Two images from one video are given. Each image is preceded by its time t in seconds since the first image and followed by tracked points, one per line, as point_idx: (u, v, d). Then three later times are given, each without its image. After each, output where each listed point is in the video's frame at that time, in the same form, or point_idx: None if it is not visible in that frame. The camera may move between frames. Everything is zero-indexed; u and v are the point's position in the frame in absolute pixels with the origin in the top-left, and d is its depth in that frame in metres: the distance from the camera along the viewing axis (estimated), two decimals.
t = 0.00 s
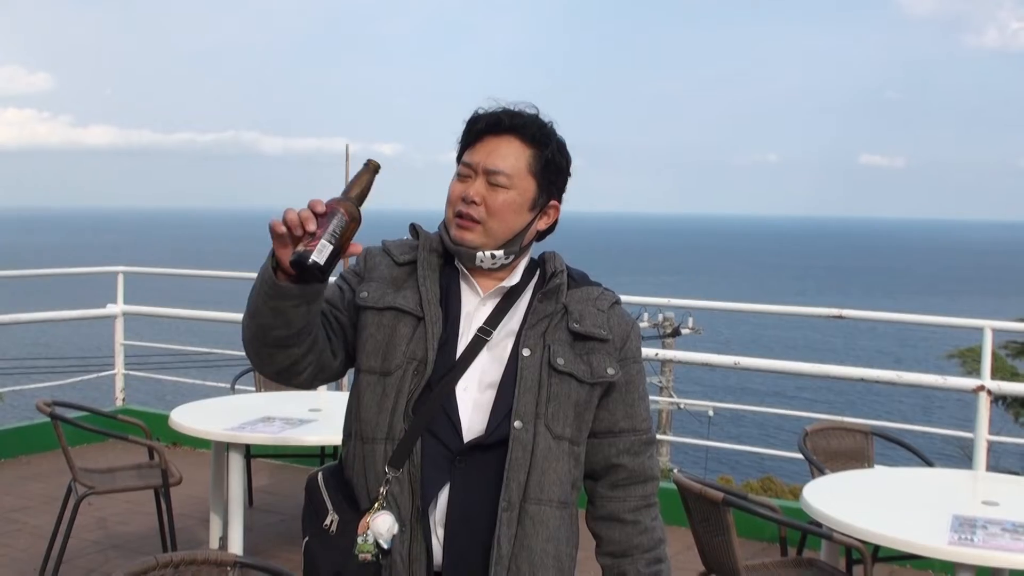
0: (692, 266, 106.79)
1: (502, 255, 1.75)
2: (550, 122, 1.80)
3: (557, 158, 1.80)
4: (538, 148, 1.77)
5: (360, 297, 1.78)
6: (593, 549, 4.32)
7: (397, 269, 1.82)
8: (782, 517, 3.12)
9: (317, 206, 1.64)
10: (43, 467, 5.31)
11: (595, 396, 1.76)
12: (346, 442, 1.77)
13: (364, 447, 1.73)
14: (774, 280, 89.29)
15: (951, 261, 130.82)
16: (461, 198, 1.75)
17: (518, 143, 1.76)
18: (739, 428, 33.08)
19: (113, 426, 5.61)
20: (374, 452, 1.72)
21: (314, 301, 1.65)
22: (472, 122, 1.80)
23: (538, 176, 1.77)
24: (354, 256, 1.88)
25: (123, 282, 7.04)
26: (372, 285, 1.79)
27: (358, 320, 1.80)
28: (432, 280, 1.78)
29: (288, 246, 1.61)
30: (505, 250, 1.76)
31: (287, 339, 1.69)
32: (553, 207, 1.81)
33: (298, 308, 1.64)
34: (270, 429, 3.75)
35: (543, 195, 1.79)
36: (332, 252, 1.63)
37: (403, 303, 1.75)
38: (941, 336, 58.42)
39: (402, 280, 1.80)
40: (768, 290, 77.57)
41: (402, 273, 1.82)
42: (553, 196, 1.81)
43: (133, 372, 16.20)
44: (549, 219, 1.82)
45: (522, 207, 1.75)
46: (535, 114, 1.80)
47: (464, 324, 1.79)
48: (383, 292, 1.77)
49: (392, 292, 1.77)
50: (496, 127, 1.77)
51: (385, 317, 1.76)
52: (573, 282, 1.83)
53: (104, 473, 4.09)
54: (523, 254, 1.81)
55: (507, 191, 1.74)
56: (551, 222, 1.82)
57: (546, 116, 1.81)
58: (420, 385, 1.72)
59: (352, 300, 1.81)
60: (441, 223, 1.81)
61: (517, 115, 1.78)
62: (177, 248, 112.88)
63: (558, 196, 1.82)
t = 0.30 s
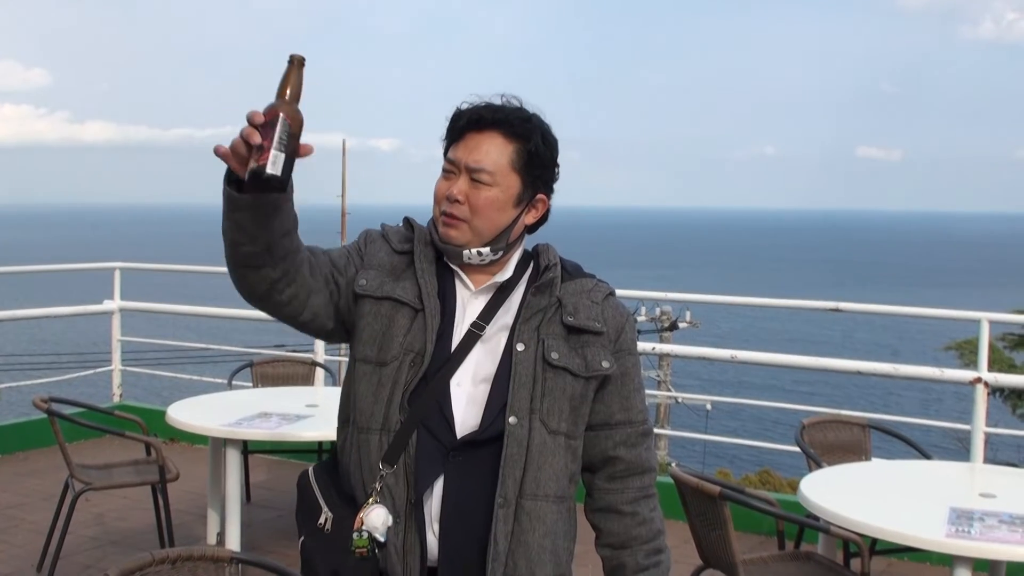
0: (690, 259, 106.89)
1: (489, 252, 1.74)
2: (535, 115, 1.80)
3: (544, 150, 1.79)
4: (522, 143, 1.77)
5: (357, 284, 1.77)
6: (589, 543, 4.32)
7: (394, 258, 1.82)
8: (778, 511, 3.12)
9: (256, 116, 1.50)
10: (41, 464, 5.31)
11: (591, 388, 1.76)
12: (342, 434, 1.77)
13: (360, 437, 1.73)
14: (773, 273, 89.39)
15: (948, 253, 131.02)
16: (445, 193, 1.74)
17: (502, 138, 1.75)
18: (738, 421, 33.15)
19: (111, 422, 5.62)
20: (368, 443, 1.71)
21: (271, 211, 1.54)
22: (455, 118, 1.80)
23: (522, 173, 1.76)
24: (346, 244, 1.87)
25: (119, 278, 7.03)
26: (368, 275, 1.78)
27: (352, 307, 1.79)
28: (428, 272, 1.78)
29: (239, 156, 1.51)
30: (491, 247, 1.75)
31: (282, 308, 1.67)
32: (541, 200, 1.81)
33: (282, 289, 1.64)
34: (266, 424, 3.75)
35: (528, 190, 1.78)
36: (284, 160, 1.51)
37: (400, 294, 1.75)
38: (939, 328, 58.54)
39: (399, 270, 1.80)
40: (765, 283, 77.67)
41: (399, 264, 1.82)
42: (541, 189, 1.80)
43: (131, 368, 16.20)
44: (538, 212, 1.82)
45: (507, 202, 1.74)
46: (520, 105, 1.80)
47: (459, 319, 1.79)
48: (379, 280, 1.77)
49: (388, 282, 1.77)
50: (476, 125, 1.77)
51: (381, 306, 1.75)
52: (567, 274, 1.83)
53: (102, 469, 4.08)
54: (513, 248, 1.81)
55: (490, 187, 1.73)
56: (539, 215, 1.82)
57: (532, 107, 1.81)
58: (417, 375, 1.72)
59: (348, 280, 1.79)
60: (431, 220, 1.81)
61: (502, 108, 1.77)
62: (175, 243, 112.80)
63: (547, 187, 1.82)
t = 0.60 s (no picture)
0: (690, 258, 106.95)
1: (485, 251, 1.75)
2: (532, 115, 1.81)
3: (541, 146, 1.79)
4: (519, 141, 1.77)
5: (357, 281, 1.78)
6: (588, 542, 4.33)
7: (393, 254, 1.83)
8: (778, 508, 3.12)
9: (217, 106, 1.50)
10: (41, 464, 5.32)
11: (588, 390, 1.77)
12: (341, 432, 1.78)
13: (356, 435, 1.74)
14: (774, 271, 89.42)
15: (948, 250, 131.07)
16: (441, 195, 1.74)
17: (498, 138, 1.76)
18: (739, 419, 33.18)
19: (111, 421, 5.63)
20: (367, 440, 1.72)
21: (249, 200, 1.54)
22: (452, 119, 1.81)
23: (519, 170, 1.77)
24: (345, 241, 1.89)
25: (119, 277, 7.03)
26: (369, 271, 1.79)
27: (354, 301, 1.80)
28: (428, 270, 1.79)
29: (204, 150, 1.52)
30: (488, 245, 1.75)
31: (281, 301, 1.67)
32: (538, 200, 1.82)
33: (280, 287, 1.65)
34: (267, 425, 3.75)
35: (523, 190, 1.78)
36: (247, 149, 1.50)
37: (400, 290, 1.76)
38: (939, 325, 58.57)
39: (397, 267, 1.81)
40: (767, 281, 77.67)
41: (399, 259, 1.83)
42: (537, 189, 1.81)
43: (135, 368, 16.23)
44: (535, 210, 1.82)
45: (503, 200, 1.75)
46: (517, 105, 1.80)
47: (457, 320, 1.79)
48: (379, 277, 1.78)
49: (388, 278, 1.78)
50: (474, 123, 1.77)
51: (381, 302, 1.77)
52: (564, 276, 1.84)
53: (101, 470, 4.09)
54: (511, 246, 1.82)
55: (486, 185, 1.73)
56: (536, 214, 1.82)
57: (528, 108, 1.81)
58: (415, 372, 1.72)
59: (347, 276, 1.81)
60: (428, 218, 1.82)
61: (498, 108, 1.78)
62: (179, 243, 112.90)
63: (543, 186, 1.82)
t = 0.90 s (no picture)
0: (693, 256, 106.93)
1: (485, 247, 1.75)
2: (531, 110, 1.80)
3: (542, 146, 1.80)
4: (518, 137, 1.78)
5: (351, 290, 1.79)
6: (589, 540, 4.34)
7: (388, 259, 1.84)
8: (780, 507, 3.11)
9: (260, 227, 1.59)
10: (45, 464, 5.33)
11: (588, 390, 1.77)
12: (339, 434, 1.79)
13: (355, 439, 1.74)
14: (777, 269, 89.38)
15: (952, 248, 130.87)
16: (441, 186, 1.75)
17: (498, 133, 1.76)
18: (742, 418, 33.17)
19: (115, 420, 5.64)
20: (366, 443, 1.72)
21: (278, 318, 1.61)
22: (453, 114, 1.81)
23: (519, 166, 1.77)
24: (345, 249, 1.90)
25: (123, 277, 7.03)
26: (363, 279, 1.80)
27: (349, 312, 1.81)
28: (424, 271, 1.79)
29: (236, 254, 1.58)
30: (488, 241, 1.76)
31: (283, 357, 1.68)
32: (537, 197, 1.81)
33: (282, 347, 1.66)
34: (270, 424, 3.75)
35: (524, 185, 1.78)
36: (275, 266, 1.57)
37: (395, 293, 1.77)
38: (943, 323, 58.47)
39: (392, 270, 1.82)
40: (771, 279, 77.56)
41: (391, 265, 1.83)
42: (536, 185, 1.80)
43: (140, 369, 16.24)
44: (535, 209, 1.82)
45: (503, 196, 1.75)
46: (519, 103, 1.80)
47: (455, 324, 1.80)
48: (373, 283, 1.79)
49: (382, 283, 1.78)
50: (473, 118, 1.78)
51: (376, 307, 1.77)
52: (565, 275, 1.83)
53: (105, 469, 4.10)
54: (510, 243, 1.82)
55: (486, 180, 1.74)
56: (537, 210, 1.82)
57: (529, 104, 1.81)
58: (413, 374, 1.73)
59: (342, 297, 1.82)
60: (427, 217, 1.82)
61: (502, 105, 1.78)
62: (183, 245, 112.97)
63: (544, 182, 1.82)
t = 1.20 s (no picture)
0: (697, 252, 106.82)
1: (472, 242, 1.76)
2: (510, 101, 1.81)
3: (526, 138, 1.81)
4: (501, 128, 1.79)
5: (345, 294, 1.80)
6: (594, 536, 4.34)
7: (381, 260, 1.84)
8: (785, 502, 3.11)
9: (333, 233, 1.63)
10: (51, 464, 5.33)
11: (586, 383, 1.76)
12: (339, 437, 1.80)
13: (354, 442, 1.75)
14: (781, 263, 89.34)
15: (956, 242, 130.67)
16: (426, 181, 1.76)
17: (481, 126, 1.78)
18: (747, 413, 33.13)
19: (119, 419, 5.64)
20: (364, 445, 1.73)
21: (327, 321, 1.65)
22: (433, 114, 1.83)
23: (502, 158, 1.78)
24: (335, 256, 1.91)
25: (126, 277, 7.04)
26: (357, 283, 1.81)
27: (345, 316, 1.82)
28: (414, 271, 1.80)
29: (302, 255, 1.61)
30: (474, 236, 1.77)
31: (284, 360, 1.73)
32: (522, 188, 1.81)
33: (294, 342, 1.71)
34: (275, 422, 3.75)
35: (508, 176, 1.79)
36: (346, 270, 1.61)
37: (386, 295, 1.78)
38: (948, 317, 58.36)
39: (385, 272, 1.83)
40: (774, 274, 77.52)
41: (383, 266, 1.84)
42: (520, 177, 1.81)
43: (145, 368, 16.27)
44: (521, 200, 1.82)
45: (486, 188, 1.76)
46: (498, 94, 1.81)
47: (451, 322, 1.80)
48: (367, 287, 1.80)
49: (374, 286, 1.80)
50: (451, 114, 1.80)
51: (370, 311, 1.78)
52: (560, 268, 1.83)
53: (109, 468, 4.10)
54: (498, 237, 1.83)
55: (470, 173, 1.75)
56: (523, 202, 1.82)
57: (505, 94, 1.81)
58: (409, 375, 1.74)
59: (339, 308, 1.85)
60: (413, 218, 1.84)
61: (478, 99, 1.79)
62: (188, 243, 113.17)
63: (527, 173, 1.82)
